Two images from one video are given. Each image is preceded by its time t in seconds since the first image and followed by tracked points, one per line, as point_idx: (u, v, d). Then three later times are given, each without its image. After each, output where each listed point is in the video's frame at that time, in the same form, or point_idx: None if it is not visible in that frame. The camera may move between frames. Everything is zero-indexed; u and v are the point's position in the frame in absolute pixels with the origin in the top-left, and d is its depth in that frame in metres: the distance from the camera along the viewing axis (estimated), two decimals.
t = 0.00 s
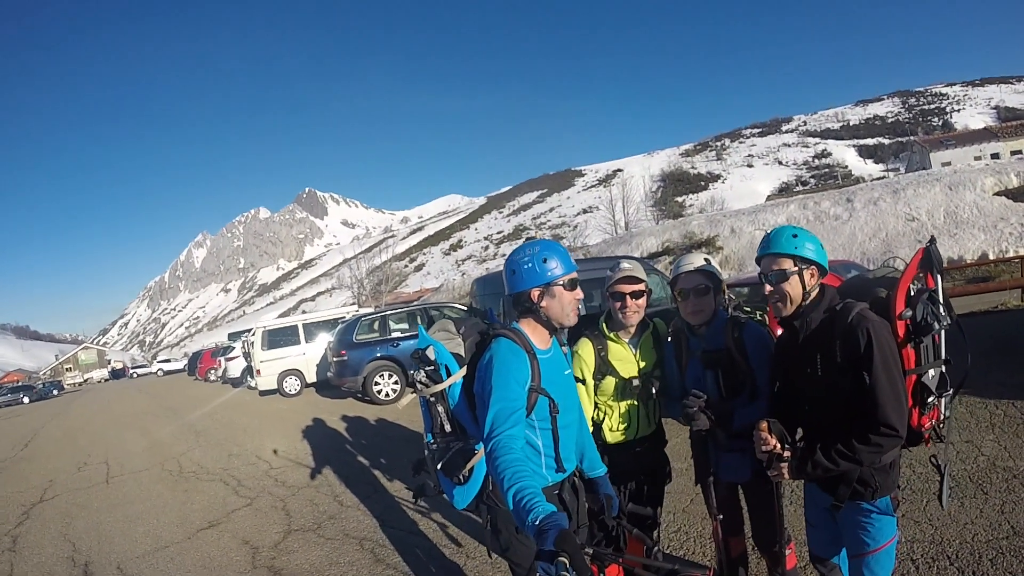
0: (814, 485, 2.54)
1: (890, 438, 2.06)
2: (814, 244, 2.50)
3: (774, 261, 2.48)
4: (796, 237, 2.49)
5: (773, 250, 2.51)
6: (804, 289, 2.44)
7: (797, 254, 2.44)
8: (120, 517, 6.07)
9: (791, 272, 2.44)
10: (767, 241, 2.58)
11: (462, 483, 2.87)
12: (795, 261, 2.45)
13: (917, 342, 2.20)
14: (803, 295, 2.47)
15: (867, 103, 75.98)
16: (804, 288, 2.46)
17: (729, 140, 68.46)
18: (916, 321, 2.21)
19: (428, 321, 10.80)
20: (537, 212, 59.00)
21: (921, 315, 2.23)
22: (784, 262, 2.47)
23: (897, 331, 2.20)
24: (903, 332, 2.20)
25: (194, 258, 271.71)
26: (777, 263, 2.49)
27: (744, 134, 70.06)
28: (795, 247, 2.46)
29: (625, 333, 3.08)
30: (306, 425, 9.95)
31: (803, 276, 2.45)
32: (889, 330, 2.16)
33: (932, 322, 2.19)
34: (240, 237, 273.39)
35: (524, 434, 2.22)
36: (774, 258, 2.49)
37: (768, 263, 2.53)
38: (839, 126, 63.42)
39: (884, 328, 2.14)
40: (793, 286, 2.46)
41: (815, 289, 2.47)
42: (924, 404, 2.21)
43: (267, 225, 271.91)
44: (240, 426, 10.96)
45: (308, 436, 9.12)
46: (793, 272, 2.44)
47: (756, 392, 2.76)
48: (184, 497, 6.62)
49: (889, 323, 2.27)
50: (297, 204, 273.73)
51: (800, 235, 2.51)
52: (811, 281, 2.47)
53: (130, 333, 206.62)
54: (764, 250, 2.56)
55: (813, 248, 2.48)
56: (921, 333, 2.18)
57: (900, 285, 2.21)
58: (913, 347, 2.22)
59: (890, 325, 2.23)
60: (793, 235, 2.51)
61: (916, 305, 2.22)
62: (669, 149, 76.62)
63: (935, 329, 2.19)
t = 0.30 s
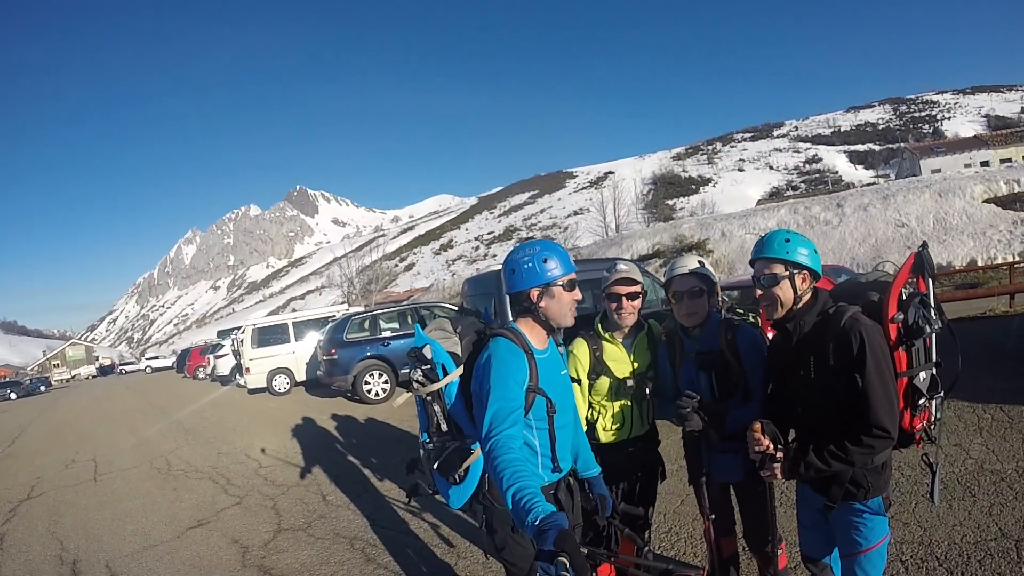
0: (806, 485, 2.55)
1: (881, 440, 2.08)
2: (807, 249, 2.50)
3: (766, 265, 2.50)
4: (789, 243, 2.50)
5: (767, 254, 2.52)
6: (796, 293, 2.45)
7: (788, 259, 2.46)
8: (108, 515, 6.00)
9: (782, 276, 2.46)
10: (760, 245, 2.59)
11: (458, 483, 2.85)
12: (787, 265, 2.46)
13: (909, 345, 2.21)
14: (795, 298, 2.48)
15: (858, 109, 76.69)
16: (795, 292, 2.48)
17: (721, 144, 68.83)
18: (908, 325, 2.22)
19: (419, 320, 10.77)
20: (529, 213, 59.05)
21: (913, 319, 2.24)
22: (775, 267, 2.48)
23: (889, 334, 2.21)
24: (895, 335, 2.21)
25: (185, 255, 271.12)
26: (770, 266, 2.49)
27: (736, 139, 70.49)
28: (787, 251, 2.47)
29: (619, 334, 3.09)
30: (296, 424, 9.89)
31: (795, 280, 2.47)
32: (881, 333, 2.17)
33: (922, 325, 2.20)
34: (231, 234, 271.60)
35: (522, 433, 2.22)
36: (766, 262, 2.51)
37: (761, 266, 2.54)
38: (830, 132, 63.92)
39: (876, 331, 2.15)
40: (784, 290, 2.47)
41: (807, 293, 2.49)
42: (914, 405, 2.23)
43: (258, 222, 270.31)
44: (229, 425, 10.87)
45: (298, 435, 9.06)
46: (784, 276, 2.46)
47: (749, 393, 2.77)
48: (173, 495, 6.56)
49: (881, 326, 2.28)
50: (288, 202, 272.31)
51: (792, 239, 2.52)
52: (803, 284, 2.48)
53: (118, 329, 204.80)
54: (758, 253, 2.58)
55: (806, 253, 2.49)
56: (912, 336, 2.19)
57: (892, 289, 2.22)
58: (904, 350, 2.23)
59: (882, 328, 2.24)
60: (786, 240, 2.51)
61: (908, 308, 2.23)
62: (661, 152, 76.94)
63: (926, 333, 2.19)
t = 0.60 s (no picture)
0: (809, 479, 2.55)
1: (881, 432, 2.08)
2: (802, 244, 2.50)
3: (762, 261, 2.50)
4: (784, 239, 2.50)
5: (762, 250, 2.52)
6: (792, 289, 2.45)
7: (783, 255, 2.45)
8: (111, 524, 5.99)
9: (777, 272, 2.46)
10: (756, 241, 2.59)
11: (460, 484, 2.84)
12: (781, 261, 2.46)
13: (907, 337, 2.21)
14: (791, 293, 2.48)
15: (853, 106, 76.87)
16: (792, 287, 2.48)
17: (717, 143, 68.96)
18: (906, 317, 2.22)
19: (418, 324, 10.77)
20: (526, 215, 59.11)
21: (910, 311, 2.24)
22: (771, 262, 2.48)
23: (887, 326, 2.21)
24: (893, 327, 2.21)
25: (184, 263, 271.23)
26: (765, 263, 2.49)
27: (732, 138, 70.66)
28: (782, 247, 2.47)
29: (618, 332, 3.10)
30: (298, 430, 9.89)
31: (791, 276, 2.46)
32: (878, 326, 2.17)
33: (920, 317, 2.21)
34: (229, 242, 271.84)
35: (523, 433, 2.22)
36: (762, 259, 2.50)
37: (756, 263, 2.54)
38: (826, 129, 64.03)
39: (873, 324, 2.16)
40: (780, 285, 2.48)
41: (803, 288, 2.49)
42: (915, 397, 2.23)
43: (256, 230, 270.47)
44: (230, 432, 10.86)
45: (299, 441, 9.06)
46: (780, 272, 2.46)
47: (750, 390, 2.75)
48: (175, 503, 6.56)
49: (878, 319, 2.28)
50: (286, 209, 272.44)
51: (787, 235, 2.51)
52: (800, 280, 2.48)
53: (118, 339, 204.70)
54: (753, 250, 2.57)
55: (802, 249, 2.48)
56: (911, 327, 2.19)
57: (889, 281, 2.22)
58: (903, 342, 2.22)
59: (880, 320, 2.24)
60: (781, 236, 2.51)
61: (905, 300, 2.24)
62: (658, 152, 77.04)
63: (924, 324, 2.20)
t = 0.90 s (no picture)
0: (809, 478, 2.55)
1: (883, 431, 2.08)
2: (803, 243, 2.50)
3: (763, 261, 2.49)
4: (787, 237, 2.48)
5: (764, 249, 2.51)
6: (793, 288, 2.45)
7: (785, 254, 2.44)
8: (111, 525, 5.99)
9: (779, 271, 2.45)
10: (757, 241, 2.58)
11: (460, 485, 2.84)
12: (784, 260, 2.45)
13: (909, 336, 2.21)
14: (793, 292, 2.48)
15: (853, 104, 76.91)
16: (793, 287, 2.48)
17: (716, 142, 68.98)
18: (907, 316, 2.23)
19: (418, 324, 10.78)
20: (525, 215, 59.11)
21: (912, 308, 2.24)
22: (772, 261, 2.47)
23: (889, 325, 2.21)
24: (895, 325, 2.21)
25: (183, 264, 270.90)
26: (767, 262, 2.48)
27: (731, 137, 70.70)
28: (784, 246, 2.46)
29: (617, 332, 3.10)
30: (298, 431, 9.89)
31: (793, 275, 2.46)
32: (879, 324, 2.17)
33: (921, 316, 2.21)
34: (229, 242, 271.83)
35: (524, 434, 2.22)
36: (764, 258, 2.49)
37: (758, 262, 2.53)
38: (825, 128, 64.04)
39: (874, 323, 2.16)
40: (782, 284, 2.47)
41: (805, 287, 2.49)
42: (916, 395, 2.24)
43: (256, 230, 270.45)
44: (229, 433, 10.85)
45: (299, 441, 9.05)
46: (781, 271, 2.45)
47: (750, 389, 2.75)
48: (175, 504, 6.55)
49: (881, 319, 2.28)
50: (285, 209, 272.42)
51: (789, 234, 2.51)
52: (801, 279, 2.47)
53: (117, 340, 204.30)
54: (755, 249, 2.56)
55: (803, 248, 2.48)
56: (912, 326, 2.20)
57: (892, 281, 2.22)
58: (904, 341, 2.22)
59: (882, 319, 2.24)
60: (783, 235, 2.50)
61: (906, 299, 2.24)
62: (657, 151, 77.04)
63: (926, 322, 2.20)
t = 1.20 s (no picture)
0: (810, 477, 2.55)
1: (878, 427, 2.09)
2: (806, 243, 2.48)
3: (769, 264, 2.45)
4: (791, 238, 2.46)
5: (770, 252, 2.46)
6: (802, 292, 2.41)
7: (792, 256, 2.41)
8: (108, 524, 5.97)
9: (789, 275, 2.40)
10: (761, 241, 2.55)
11: (460, 484, 2.84)
12: (792, 263, 2.41)
13: (911, 334, 2.20)
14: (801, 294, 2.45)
15: (851, 102, 76.96)
16: (802, 290, 2.44)
17: (714, 140, 69.01)
18: (910, 315, 2.22)
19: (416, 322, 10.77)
20: (523, 212, 59.08)
21: (914, 308, 2.24)
22: (781, 264, 2.42)
23: (891, 325, 2.19)
24: (898, 325, 2.20)
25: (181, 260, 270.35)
26: (775, 266, 2.43)
27: (729, 134, 70.71)
28: (789, 248, 2.43)
29: (611, 331, 3.10)
30: (296, 428, 9.88)
31: (802, 277, 2.43)
32: (880, 323, 2.17)
33: (923, 315, 2.21)
34: (226, 239, 271.26)
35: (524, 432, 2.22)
36: (770, 261, 2.45)
37: (764, 265, 2.48)
38: (823, 126, 64.08)
39: (873, 322, 2.17)
40: (792, 289, 2.42)
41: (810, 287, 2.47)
42: (918, 394, 2.23)
43: (253, 227, 269.89)
44: (227, 430, 10.84)
45: (298, 439, 9.04)
46: (791, 274, 2.41)
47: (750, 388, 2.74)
48: (173, 502, 6.53)
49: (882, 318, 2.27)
50: (283, 206, 271.94)
51: (794, 235, 2.48)
52: (808, 279, 2.44)
53: (114, 336, 203.76)
54: (760, 252, 2.52)
55: (806, 249, 2.46)
56: (914, 326, 2.20)
57: (895, 279, 2.22)
58: (908, 339, 2.21)
59: (884, 318, 2.23)
60: (789, 236, 2.47)
61: (909, 298, 2.24)
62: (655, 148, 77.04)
63: (928, 322, 2.20)
